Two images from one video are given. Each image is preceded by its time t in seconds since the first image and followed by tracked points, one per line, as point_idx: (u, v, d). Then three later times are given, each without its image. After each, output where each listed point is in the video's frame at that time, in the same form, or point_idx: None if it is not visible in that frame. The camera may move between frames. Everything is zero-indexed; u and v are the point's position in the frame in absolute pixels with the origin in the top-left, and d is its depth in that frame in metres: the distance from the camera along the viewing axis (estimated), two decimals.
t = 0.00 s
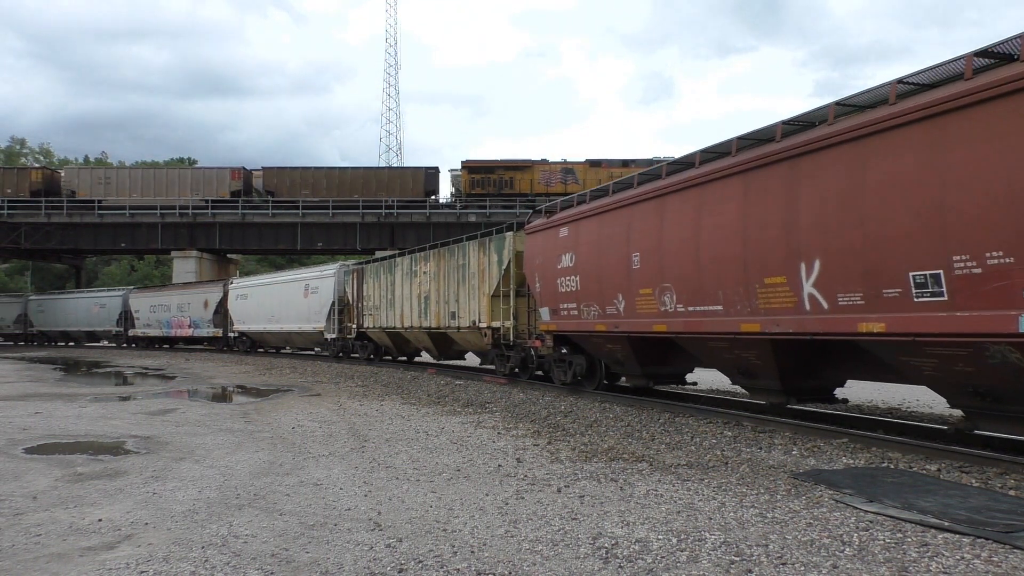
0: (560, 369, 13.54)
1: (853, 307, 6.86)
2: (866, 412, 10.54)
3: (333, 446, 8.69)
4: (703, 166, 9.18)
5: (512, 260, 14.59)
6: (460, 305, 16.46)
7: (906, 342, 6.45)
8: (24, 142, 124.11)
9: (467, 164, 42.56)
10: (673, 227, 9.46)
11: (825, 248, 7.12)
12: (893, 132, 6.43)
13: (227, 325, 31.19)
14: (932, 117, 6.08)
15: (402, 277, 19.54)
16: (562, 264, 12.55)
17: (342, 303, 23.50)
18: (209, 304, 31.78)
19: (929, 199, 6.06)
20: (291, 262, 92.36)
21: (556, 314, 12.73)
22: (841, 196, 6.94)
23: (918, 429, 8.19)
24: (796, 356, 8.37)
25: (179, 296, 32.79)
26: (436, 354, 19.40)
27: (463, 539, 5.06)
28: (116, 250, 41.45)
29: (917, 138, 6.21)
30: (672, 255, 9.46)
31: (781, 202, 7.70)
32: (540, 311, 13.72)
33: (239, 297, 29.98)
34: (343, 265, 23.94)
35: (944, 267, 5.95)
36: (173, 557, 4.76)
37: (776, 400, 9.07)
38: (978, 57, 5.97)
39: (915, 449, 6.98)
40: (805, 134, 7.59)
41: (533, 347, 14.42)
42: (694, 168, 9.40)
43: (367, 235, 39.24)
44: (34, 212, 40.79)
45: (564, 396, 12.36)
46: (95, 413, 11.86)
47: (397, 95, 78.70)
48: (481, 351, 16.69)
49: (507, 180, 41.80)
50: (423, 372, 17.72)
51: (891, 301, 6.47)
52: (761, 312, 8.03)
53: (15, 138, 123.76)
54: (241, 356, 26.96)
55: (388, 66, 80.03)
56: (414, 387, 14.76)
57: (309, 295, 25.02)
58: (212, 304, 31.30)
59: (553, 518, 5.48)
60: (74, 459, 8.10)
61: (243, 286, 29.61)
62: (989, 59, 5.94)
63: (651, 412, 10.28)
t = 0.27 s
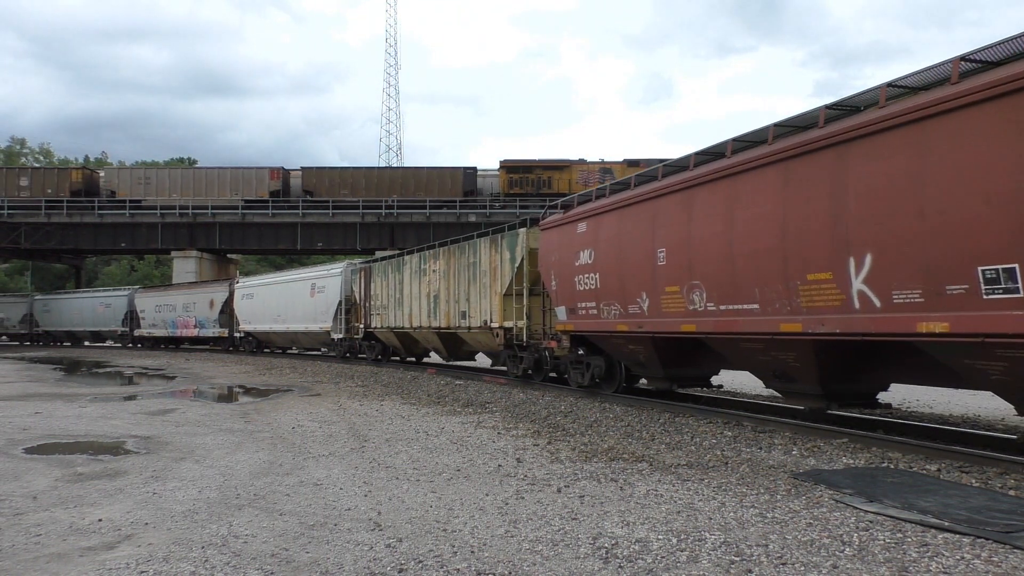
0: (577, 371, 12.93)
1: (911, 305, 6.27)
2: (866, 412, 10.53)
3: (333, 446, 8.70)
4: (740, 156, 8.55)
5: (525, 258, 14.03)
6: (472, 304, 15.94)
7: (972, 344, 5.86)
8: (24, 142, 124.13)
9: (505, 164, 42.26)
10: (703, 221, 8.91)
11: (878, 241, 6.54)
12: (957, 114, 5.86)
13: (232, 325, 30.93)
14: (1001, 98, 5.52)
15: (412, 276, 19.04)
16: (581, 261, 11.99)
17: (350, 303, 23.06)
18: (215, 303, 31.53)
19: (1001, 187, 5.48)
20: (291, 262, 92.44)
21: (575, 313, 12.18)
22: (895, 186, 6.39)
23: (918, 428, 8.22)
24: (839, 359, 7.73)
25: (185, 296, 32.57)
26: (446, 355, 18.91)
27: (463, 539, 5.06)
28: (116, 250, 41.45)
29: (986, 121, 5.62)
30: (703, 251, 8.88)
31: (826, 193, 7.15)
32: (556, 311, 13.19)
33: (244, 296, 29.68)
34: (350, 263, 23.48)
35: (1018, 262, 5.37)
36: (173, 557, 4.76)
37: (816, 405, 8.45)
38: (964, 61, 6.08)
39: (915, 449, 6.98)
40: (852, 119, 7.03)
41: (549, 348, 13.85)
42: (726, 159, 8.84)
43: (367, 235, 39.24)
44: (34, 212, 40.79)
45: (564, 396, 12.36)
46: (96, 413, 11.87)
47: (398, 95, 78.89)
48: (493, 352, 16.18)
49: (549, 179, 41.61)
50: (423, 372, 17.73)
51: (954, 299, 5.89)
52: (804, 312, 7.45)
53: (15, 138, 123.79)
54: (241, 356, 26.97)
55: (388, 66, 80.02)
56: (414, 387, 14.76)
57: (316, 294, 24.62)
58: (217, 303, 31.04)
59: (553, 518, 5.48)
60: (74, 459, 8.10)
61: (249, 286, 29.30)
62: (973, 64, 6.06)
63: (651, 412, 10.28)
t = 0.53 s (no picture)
0: (594, 374, 12.26)
1: (979, 303, 5.65)
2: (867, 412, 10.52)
3: (333, 446, 8.70)
4: (777, 142, 7.90)
5: (538, 254, 13.38)
6: (483, 303, 15.34)
7: None
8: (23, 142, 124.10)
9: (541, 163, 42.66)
10: (737, 213, 8.27)
11: (940, 233, 5.90)
12: None
13: (237, 325, 30.59)
14: None
15: (420, 274, 18.43)
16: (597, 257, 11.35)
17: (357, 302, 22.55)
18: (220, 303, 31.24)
19: None
20: (291, 262, 92.49)
21: (591, 313, 11.51)
22: (957, 173, 5.78)
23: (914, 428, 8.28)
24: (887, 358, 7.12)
25: (190, 296, 32.33)
26: (455, 355, 18.36)
27: (463, 539, 5.06)
28: (116, 250, 41.44)
29: None
30: (736, 245, 8.24)
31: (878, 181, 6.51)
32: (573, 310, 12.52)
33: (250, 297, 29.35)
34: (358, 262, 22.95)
35: None
36: (173, 557, 4.76)
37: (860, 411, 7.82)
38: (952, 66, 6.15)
39: (915, 449, 6.98)
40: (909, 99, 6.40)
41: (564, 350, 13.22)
42: (761, 146, 8.21)
43: (367, 235, 39.22)
44: (34, 212, 40.79)
45: (564, 396, 12.36)
46: (95, 413, 11.87)
47: (397, 95, 79.08)
48: (505, 353, 15.60)
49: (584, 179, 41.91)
50: (423, 372, 17.73)
51: None
52: (853, 310, 6.80)
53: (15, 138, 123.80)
54: (240, 356, 26.98)
55: (388, 66, 79.89)
56: (414, 387, 14.75)
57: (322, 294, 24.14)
58: (222, 303, 30.73)
59: (553, 518, 5.48)
60: (74, 459, 8.10)
61: (255, 286, 28.96)
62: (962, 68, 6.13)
63: (651, 411, 10.28)
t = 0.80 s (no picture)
0: (614, 376, 11.85)
1: None
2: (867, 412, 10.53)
3: (333, 446, 8.70)
4: (820, 131, 7.42)
5: (553, 252, 12.89)
6: (494, 302, 14.83)
7: None
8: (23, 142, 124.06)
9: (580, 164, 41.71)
10: (776, 206, 7.81)
11: (1010, 224, 5.39)
12: None
13: (243, 325, 30.27)
14: None
15: (429, 273, 17.96)
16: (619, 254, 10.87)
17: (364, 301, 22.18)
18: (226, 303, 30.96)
19: None
20: (291, 262, 92.52)
21: (613, 312, 11.06)
22: None
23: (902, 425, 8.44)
24: (941, 364, 6.74)
25: (195, 295, 32.06)
26: (466, 356, 17.86)
27: (463, 539, 5.06)
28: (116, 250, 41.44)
29: None
30: (778, 240, 7.76)
31: (935, 169, 6.03)
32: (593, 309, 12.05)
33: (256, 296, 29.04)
34: (365, 261, 22.60)
35: None
36: (173, 557, 4.76)
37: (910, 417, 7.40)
38: (939, 70, 6.32)
39: (915, 449, 6.98)
40: (972, 80, 5.89)
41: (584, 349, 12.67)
42: (801, 135, 7.73)
43: (366, 235, 39.22)
44: (34, 212, 40.79)
45: (564, 396, 12.36)
46: (95, 413, 11.86)
47: (398, 95, 79.14)
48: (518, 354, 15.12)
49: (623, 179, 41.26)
50: (423, 372, 17.73)
51: None
52: (911, 309, 6.30)
53: (15, 138, 123.78)
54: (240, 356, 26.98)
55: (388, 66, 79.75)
56: (414, 387, 14.75)
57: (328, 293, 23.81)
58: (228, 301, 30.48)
59: (553, 518, 5.48)
60: (74, 459, 8.10)
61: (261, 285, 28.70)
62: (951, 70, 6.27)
63: (651, 412, 10.28)
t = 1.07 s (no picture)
0: (636, 379, 11.18)
1: None
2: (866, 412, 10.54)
3: (332, 446, 8.69)
4: (869, 112, 6.79)
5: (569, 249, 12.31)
6: (507, 301, 14.27)
7: None
8: (23, 141, 123.99)
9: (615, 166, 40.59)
10: (820, 194, 7.17)
11: None
12: None
13: (248, 325, 29.95)
14: None
15: (438, 271, 17.42)
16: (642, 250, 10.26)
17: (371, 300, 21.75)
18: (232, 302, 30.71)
19: None
20: (292, 262, 92.55)
21: (633, 311, 10.44)
22: None
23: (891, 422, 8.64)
24: (1008, 367, 6.17)
25: (200, 296, 31.84)
26: (476, 358, 17.30)
27: (463, 539, 5.06)
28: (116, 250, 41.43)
29: None
30: (822, 233, 7.12)
31: (1006, 153, 5.41)
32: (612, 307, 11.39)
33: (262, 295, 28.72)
34: (371, 260, 22.16)
35: None
36: (173, 557, 4.76)
37: (961, 426, 6.88)
38: (1008, 45, 5.63)
39: (915, 449, 6.98)
40: None
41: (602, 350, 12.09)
42: (847, 118, 7.10)
43: (366, 235, 39.25)
44: (34, 212, 40.79)
45: (564, 396, 12.36)
46: (95, 413, 11.86)
47: (398, 95, 79.19)
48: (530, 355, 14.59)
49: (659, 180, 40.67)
50: (423, 372, 17.73)
51: None
52: (978, 307, 5.67)
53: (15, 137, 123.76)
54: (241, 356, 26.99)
55: (387, 65, 79.53)
56: (414, 387, 14.75)
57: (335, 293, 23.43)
58: (233, 301, 30.23)
59: (553, 518, 5.48)
60: (74, 459, 8.09)
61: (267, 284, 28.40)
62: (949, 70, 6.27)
63: (651, 412, 10.29)
